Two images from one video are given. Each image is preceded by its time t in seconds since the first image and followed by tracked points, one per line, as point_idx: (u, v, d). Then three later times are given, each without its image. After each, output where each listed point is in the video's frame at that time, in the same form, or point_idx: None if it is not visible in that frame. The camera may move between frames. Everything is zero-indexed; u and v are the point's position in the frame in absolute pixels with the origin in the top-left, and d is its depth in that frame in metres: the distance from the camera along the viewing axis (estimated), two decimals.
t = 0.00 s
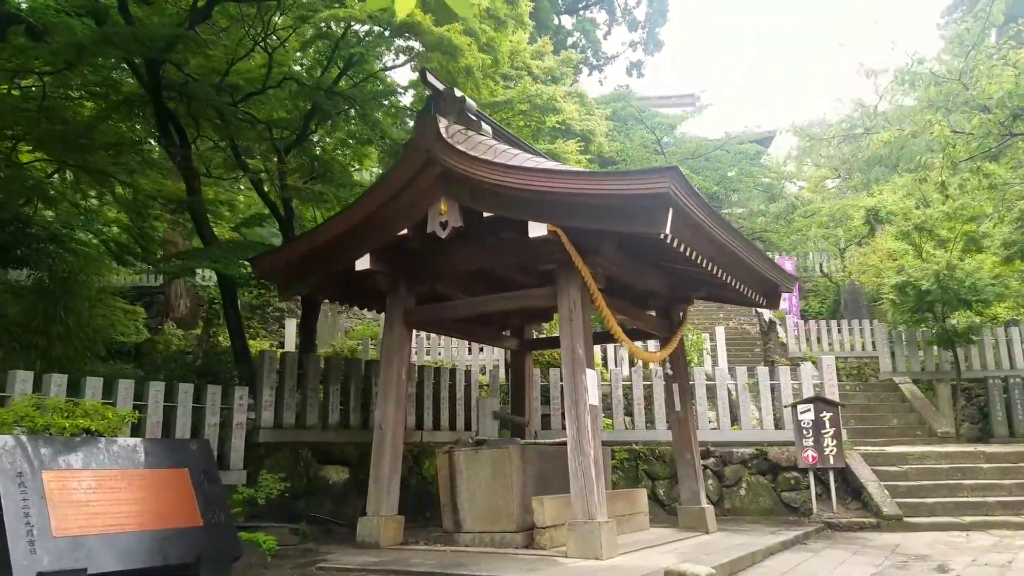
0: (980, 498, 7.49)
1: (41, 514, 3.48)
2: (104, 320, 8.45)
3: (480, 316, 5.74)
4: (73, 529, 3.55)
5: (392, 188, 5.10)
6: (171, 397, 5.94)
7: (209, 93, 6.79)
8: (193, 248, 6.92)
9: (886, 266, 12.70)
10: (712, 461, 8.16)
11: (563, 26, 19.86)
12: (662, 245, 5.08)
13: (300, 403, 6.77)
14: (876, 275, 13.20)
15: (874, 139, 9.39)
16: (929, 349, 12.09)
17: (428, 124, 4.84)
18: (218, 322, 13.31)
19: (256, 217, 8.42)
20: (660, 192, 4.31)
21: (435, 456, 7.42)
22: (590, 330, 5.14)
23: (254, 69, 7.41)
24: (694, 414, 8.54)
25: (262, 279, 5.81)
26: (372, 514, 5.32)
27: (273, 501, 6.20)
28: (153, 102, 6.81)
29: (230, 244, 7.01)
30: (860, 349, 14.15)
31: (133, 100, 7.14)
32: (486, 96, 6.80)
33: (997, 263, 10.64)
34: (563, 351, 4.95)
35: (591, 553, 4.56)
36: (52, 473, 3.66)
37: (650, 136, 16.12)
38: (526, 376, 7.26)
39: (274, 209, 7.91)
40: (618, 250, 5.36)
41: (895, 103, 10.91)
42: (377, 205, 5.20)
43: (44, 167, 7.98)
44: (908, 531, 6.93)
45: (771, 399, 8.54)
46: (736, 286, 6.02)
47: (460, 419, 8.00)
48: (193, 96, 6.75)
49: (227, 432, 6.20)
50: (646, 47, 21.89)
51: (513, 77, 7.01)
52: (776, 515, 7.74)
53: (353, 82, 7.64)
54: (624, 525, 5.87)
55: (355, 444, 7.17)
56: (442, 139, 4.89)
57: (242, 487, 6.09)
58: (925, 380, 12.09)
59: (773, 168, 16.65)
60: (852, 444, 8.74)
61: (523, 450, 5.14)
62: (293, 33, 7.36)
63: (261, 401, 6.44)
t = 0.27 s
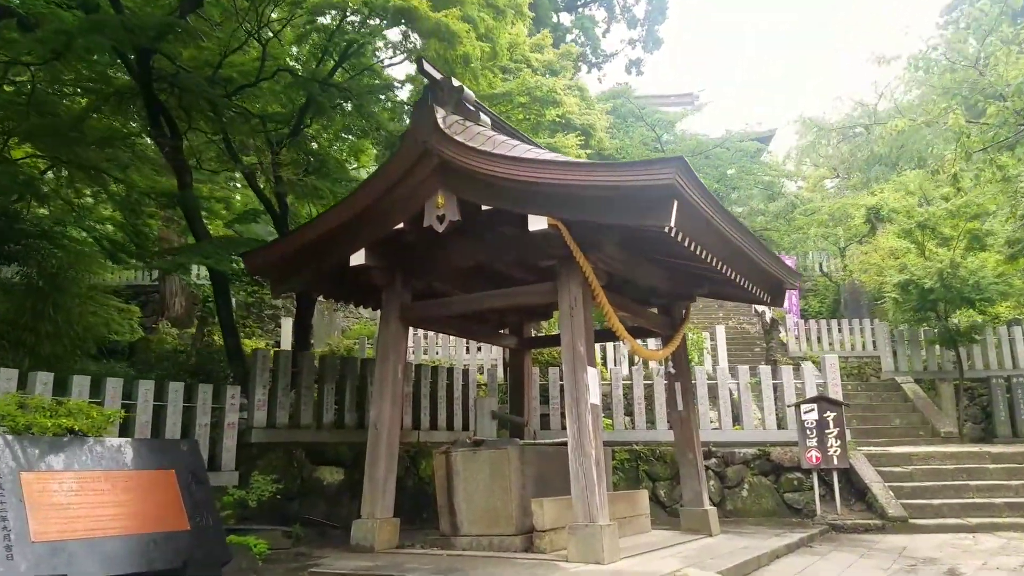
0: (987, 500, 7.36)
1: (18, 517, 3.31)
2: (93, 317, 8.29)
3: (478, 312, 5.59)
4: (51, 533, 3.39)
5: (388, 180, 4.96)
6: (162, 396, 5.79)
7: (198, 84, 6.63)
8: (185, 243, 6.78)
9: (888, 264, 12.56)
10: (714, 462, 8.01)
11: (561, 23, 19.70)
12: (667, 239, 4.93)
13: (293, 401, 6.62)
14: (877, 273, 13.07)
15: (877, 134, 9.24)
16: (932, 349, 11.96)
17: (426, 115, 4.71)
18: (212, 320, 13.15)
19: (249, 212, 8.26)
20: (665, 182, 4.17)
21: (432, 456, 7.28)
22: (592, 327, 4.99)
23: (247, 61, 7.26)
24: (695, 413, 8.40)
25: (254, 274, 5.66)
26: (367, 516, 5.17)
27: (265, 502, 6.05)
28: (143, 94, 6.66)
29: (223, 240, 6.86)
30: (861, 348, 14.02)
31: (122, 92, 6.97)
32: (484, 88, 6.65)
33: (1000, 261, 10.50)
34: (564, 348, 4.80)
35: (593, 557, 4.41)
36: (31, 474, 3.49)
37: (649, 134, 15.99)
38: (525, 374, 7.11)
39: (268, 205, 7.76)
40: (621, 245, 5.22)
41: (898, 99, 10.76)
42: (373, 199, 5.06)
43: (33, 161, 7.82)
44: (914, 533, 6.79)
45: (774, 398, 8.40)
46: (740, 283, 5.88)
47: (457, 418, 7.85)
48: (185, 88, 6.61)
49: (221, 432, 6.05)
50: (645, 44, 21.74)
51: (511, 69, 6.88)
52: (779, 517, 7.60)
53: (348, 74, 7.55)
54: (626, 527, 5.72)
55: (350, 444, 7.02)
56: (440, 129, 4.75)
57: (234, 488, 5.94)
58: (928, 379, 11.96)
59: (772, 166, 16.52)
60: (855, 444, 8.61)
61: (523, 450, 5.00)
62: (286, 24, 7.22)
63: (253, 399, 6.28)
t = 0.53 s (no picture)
0: (989, 503, 7.26)
1: None
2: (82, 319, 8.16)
3: (473, 313, 5.47)
4: (30, 544, 3.25)
5: (380, 179, 4.84)
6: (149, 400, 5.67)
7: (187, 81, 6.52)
8: (174, 243, 6.66)
9: (887, 265, 12.48)
10: (712, 465, 7.87)
11: (558, 22, 19.61)
12: (666, 238, 4.82)
13: (285, 404, 6.50)
14: (876, 274, 12.98)
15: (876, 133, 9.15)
16: (931, 350, 11.87)
17: (419, 112, 4.60)
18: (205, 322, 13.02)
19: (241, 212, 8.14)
20: (664, 180, 4.06)
21: (426, 460, 7.16)
22: (589, 329, 4.87)
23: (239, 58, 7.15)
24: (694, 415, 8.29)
25: (244, 274, 5.53)
26: (358, 522, 5.04)
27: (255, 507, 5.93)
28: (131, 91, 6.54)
29: (213, 240, 6.74)
30: (859, 349, 13.94)
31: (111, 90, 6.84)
32: (480, 85, 6.54)
33: (1000, 261, 10.41)
34: (561, 350, 4.69)
35: (590, 565, 4.28)
36: (11, 480, 3.35)
37: (646, 134, 15.89)
38: (521, 377, 6.99)
39: (261, 204, 7.65)
40: (618, 245, 5.10)
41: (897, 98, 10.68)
42: (364, 198, 4.94)
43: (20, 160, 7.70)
44: (916, 537, 6.69)
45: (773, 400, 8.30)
46: (740, 283, 5.77)
47: (452, 421, 7.74)
48: (174, 85, 6.48)
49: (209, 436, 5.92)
50: (642, 44, 21.65)
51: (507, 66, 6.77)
52: (779, 521, 7.49)
53: (342, 72, 7.44)
54: (623, 532, 5.61)
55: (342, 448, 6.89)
56: (434, 126, 4.63)
57: (223, 493, 5.82)
58: (927, 381, 11.87)
59: (770, 166, 16.43)
60: (856, 446, 8.51)
61: (518, 454, 4.88)
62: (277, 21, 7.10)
63: (244, 402, 6.16)
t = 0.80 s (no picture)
0: (989, 502, 7.17)
1: None
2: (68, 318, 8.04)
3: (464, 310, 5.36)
4: None
5: (369, 172, 4.73)
6: (133, 399, 5.54)
7: (173, 75, 6.39)
8: (160, 240, 6.53)
9: (884, 263, 12.40)
10: (708, 464, 7.77)
11: (553, 21, 19.52)
12: (660, 232, 4.72)
13: (273, 404, 6.38)
14: (873, 272, 12.90)
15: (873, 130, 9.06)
16: (929, 348, 11.79)
17: (408, 103, 4.49)
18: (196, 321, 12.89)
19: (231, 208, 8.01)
20: (658, 171, 3.96)
21: (418, 460, 7.04)
22: (582, 325, 4.77)
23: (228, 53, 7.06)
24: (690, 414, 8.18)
25: (230, 270, 5.42)
26: (346, 524, 4.92)
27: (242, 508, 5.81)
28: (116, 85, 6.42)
29: (200, 236, 6.61)
30: (856, 348, 13.85)
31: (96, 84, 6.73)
32: (472, 78, 6.42)
33: (998, 259, 10.32)
34: (553, 347, 4.58)
35: (583, 567, 4.17)
36: None
37: (642, 132, 15.80)
38: (514, 376, 6.87)
39: (249, 201, 7.52)
40: (612, 239, 5.00)
41: (894, 94, 10.59)
42: (353, 191, 4.83)
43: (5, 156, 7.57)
44: (915, 537, 6.59)
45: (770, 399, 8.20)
46: (736, 279, 5.67)
47: (444, 420, 7.62)
48: (160, 79, 6.36)
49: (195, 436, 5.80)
50: (638, 43, 21.56)
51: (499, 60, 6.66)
52: (776, 522, 7.38)
53: (332, 66, 7.32)
54: (617, 533, 5.50)
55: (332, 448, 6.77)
56: (423, 118, 4.53)
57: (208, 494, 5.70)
58: (925, 380, 11.78)
59: (767, 165, 16.34)
60: (853, 446, 8.41)
61: (510, 454, 4.77)
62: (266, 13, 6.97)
63: (231, 402, 6.04)
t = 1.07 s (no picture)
0: (989, 502, 7.04)
1: None
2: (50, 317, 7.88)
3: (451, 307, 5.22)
4: None
5: (352, 163, 4.58)
6: (113, 399, 5.39)
7: (155, 67, 6.24)
8: (142, 236, 6.38)
9: (881, 260, 12.27)
10: (703, 464, 7.63)
11: (548, 18, 19.38)
12: (651, 225, 4.58)
13: (258, 403, 6.23)
14: (870, 270, 12.78)
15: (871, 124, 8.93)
16: (927, 346, 11.67)
17: (391, 92, 4.34)
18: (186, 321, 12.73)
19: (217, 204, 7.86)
20: (648, 161, 3.82)
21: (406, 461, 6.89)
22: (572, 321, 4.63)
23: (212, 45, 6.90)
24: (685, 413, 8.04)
25: (211, 266, 5.27)
26: (329, 527, 4.77)
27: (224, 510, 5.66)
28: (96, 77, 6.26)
29: (184, 232, 6.46)
30: (854, 347, 13.72)
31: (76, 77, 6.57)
32: (460, 70, 6.27)
33: (997, 256, 10.20)
34: (542, 344, 4.44)
35: (571, 571, 4.03)
36: None
37: (637, 129, 15.67)
38: (504, 374, 6.72)
39: (235, 196, 7.37)
40: (602, 233, 4.86)
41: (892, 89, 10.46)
42: (335, 184, 4.68)
43: None
44: (913, 538, 6.46)
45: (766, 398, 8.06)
46: (730, 275, 5.54)
47: (434, 421, 7.48)
48: (140, 71, 6.21)
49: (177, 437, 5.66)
50: (634, 41, 21.43)
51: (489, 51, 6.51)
52: (772, 523, 7.23)
53: (319, 58, 7.17)
54: (609, 535, 5.35)
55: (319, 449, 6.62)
56: (407, 108, 4.38)
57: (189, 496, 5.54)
58: (923, 378, 11.66)
59: (763, 162, 16.21)
60: (850, 445, 8.28)
61: (498, 455, 4.62)
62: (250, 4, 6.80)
63: (214, 402, 5.89)
